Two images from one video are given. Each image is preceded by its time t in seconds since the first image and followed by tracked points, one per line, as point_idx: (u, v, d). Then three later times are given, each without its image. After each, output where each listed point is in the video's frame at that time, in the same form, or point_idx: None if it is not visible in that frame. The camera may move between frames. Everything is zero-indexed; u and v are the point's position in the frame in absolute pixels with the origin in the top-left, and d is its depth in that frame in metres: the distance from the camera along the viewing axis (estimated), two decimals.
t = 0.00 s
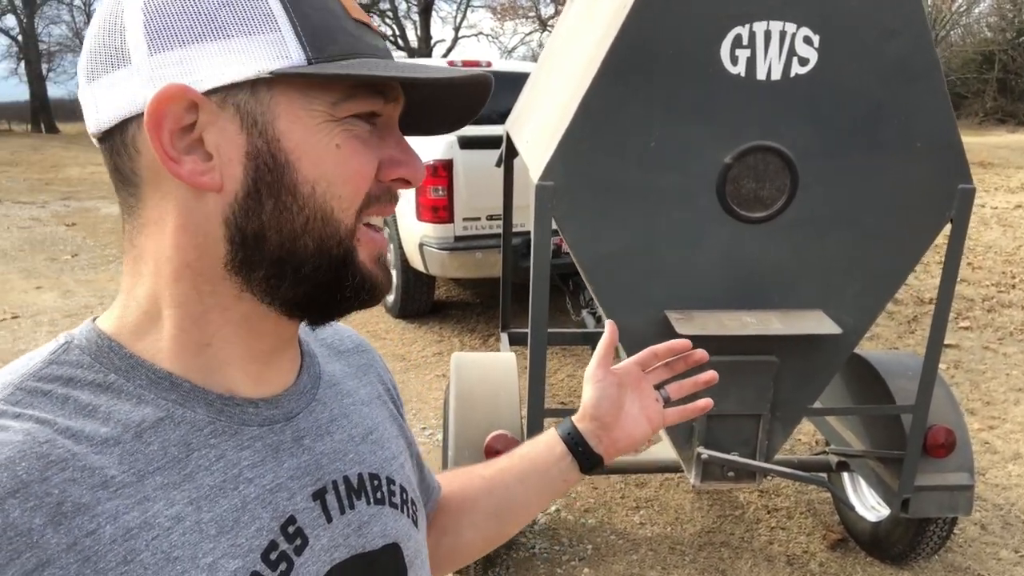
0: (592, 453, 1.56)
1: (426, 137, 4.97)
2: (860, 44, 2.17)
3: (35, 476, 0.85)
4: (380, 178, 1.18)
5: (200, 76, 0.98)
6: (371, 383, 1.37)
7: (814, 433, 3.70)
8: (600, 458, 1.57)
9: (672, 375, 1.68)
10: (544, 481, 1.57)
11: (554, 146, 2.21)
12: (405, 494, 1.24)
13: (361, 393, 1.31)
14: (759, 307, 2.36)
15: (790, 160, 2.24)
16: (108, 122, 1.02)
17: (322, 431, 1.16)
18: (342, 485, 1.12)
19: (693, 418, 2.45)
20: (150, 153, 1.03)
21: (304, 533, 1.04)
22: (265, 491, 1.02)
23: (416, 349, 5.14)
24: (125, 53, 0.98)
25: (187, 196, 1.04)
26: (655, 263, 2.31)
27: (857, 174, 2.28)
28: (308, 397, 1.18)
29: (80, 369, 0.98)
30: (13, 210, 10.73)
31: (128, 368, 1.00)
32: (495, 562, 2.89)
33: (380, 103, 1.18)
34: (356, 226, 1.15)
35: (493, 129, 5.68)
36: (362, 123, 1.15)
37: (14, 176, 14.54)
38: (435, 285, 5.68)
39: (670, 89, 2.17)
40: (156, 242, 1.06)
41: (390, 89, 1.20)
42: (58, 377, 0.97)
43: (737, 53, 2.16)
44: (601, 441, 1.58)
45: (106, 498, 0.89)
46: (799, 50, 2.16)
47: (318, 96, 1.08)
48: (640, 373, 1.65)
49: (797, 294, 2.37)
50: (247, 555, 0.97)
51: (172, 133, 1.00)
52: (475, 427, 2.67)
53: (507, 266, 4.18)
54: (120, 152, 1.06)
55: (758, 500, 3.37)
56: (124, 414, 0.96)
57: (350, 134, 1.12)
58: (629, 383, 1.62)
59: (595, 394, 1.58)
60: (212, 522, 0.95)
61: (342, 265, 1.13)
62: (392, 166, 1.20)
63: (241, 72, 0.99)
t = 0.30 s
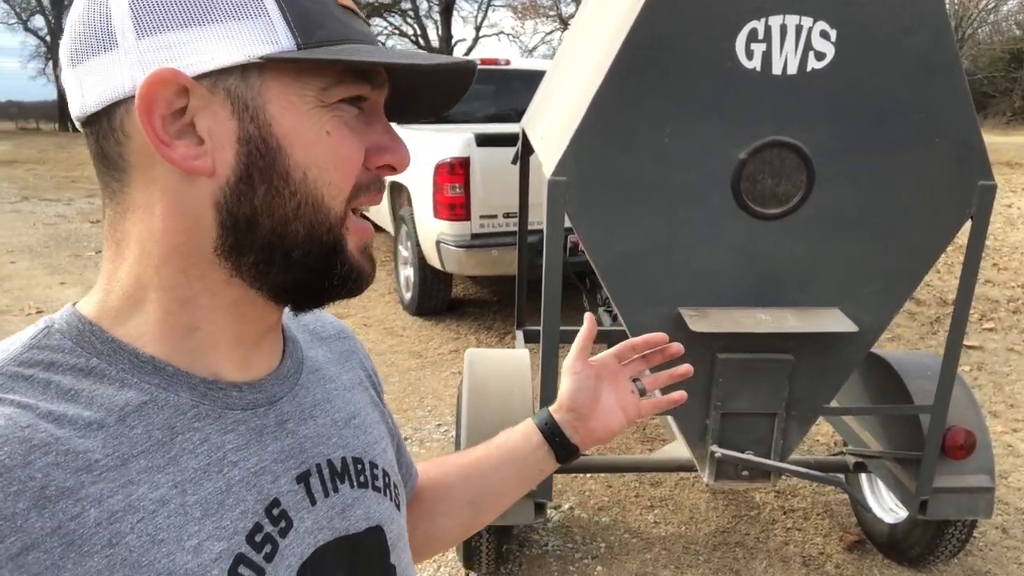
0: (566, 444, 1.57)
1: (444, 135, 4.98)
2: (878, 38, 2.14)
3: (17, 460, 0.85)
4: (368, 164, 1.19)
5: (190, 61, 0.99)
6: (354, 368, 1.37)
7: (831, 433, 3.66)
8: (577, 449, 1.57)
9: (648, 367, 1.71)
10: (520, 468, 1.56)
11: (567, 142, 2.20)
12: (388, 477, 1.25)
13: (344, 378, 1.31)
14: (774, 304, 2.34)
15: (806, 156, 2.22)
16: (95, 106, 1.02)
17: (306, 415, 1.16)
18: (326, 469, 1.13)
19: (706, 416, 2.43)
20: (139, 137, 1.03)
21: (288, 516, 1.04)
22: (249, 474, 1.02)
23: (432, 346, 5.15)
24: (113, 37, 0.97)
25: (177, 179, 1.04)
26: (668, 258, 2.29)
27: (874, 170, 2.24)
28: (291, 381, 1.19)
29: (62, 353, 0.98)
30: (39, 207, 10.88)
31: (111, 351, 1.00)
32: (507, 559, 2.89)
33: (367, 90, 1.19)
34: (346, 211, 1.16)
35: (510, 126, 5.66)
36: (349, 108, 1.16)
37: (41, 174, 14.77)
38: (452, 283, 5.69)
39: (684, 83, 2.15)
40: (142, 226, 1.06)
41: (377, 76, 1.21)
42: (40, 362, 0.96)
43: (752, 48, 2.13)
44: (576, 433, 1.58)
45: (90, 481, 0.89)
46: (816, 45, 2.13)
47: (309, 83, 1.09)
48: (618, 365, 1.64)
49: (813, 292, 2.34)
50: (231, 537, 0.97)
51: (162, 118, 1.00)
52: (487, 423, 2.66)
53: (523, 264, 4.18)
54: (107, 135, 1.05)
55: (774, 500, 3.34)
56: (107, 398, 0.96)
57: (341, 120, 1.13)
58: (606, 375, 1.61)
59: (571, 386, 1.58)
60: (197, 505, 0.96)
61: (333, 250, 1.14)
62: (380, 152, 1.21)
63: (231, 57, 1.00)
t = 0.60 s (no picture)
0: (588, 446, 1.55)
1: (465, 133, 4.99)
2: (908, 35, 2.11)
3: (38, 447, 0.86)
4: (360, 157, 1.15)
5: (161, 60, 0.98)
6: (376, 361, 1.38)
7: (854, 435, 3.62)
8: (599, 453, 1.55)
9: (677, 372, 1.71)
10: (542, 469, 1.55)
11: (590, 139, 2.19)
12: (406, 471, 1.25)
13: (365, 370, 1.32)
14: (798, 304, 2.31)
15: (832, 154, 2.19)
16: (96, 110, 1.06)
17: (325, 406, 1.17)
18: (344, 461, 1.13)
19: (727, 416, 2.41)
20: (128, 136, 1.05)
21: (305, 507, 1.05)
22: (267, 465, 1.03)
23: (452, 344, 5.16)
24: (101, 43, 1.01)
25: (166, 179, 1.06)
26: (691, 257, 2.28)
27: (901, 169, 2.21)
28: (311, 373, 1.19)
29: (83, 341, 0.99)
30: (65, 202, 11.02)
31: (132, 340, 1.01)
32: (525, 557, 2.89)
33: (359, 76, 1.14)
34: (334, 208, 1.13)
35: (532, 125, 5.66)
36: (338, 97, 1.12)
37: (68, 171, 14.98)
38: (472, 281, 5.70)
39: (708, 81, 2.14)
40: (148, 221, 1.09)
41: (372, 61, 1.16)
42: (62, 351, 0.97)
43: (779, 45, 2.11)
44: (600, 435, 1.56)
45: (108, 470, 0.90)
46: (843, 42, 2.11)
47: (285, 75, 1.05)
48: (645, 369, 1.65)
49: (837, 292, 2.31)
50: (247, 528, 0.98)
51: (140, 121, 1.02)
52: (506, 421, 2.66)
53: (544, 262, 4.17)
54: (114, 133, 1.09)
55: (795, 503, 3.31)
56: (127, 388, 0.97)
57: (325, 113, 1.09)
58: (633, 379, 1.61)
59: (597, 386, 1.58)
60: (213, 495, 0.96)
61: (320, 250, 1.12)
62: (374, 144, 1.16)
63: (195, 57, 0.98)
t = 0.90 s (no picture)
0: (646, 463, 1.53)
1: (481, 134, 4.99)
2: (933, 36, 2.10)
3: (88, 446, 0.88)
4: (362, 151, 1.10)
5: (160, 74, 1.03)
6: (426, 366, 1.37)
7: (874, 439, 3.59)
8: (656, 470, 1.54)
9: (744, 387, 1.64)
10: (598, 486, 1.54)
11: (611, 141, 2.19)
12: (454, 476, 1.25)
13: (414, 374, 1.31)
14: (821, 306, 2.30)
15: (857, 155, 2.17)
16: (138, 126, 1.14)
17: (372, 410, 1.17)
18: (390, 465, 1.13)
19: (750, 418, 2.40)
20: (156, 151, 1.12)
21: (350, 511, 1.05)
22: (312, 468, 1.03)
23: (468, 344, 5.16)
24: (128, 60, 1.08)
25: (188, 190, 1.10)
26: (714, 259, 2.27)
27: (927, 170, 2.20)
28: (359, 376, 1.19)
29: (133, 343, 1.02)
30: (83, 202, 11.13)
31: (178, 343, 1.03)
32: (545, 558, 2.88)
33: (351, 68, 1.10)
34: (339, 207, 1.08)
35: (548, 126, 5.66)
36: (331, 93, 1.09)
37: (85, 171, 15.13)
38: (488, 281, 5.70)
39: (731, 82, 2.13)
40: (185, 231, 1.13)
41: (363, 51, 1.11)
42: (114, 351, 1.00)
43: (803, 46, 2.10)
44: (659, 452, 1.54)
45: (155, 471, 0.91)
46: (867, 42, 2.09)
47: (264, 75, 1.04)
48: (711, 384, 1.60)
49: (862, 294, 2.29)
50: (292, 531, 0.98)
51: (154, 133, 1.07)
52: (527, 422, 2.66)
53: (561, 263, 4.17)
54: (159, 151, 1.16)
55: (816, 506, 3.29)
56: (174, 390, 0.99)
57: (313, 109, 1.06)
58: (697, 394, 1.58)
59: (658, 401, 1.54)
60: (258, 498, 0.97)
61: (327, 251, 1.08)
62: (376, 136, 1.11)
63: (178, 71, 1.02)
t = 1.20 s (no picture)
0: (697, 415, 1.61)
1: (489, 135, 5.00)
2: (946, 40, 2.09)
3: (124, 454, 0.91)
4: (275, 165, 1.10)
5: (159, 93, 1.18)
6: (459, 376, 1.38)
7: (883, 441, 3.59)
8: (709, 421, 1.61)
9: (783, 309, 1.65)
10: (651, 447, 1.62)
11: (623, 145, 2.19)
12: (484, 488, 1.25)
13: (446, 385, 1.32)
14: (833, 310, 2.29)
15: (870, 159, 2.17)
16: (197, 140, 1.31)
17: (402, 422, 1.18)
18: (420, 477, 1.14)
19: (761, 421, 2.40)
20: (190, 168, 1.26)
21: (379, 524, 1.05)
22: (342, 480, 1.04)
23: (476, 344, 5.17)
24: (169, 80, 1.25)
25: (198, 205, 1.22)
26: (726, 262, 2.27)
27: (940, 174, 2.19)
28: (389, 388, 1.21)
29: (169, 354, 1.05)
30: (90, 202, 11.17)
31: (212, 353, 1.06)
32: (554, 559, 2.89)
33: (263, 79, 1.11)
34: (260, 225, 1.09)
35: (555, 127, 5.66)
36: (247, 104, 1.11)
37: (92, 170, 15.18)
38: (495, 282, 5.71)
39: (744, 86, 2.13)
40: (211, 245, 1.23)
41: (270, 60, 1.11)
42: (150, 360, 1.04)
43: (816, 50, 2.10)
44: (707, 404, 1.61)
45: (187, 480, 0.93)
46: (881, 47, 2.09)
47: (192, 96, 1.13)
48: (743, 319, 1.63)
49: (874, 297, 2.29)
50: (321, 543, 0.99)
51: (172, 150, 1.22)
52: (537, 423, 2.67)
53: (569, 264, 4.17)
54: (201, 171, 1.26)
55: (825, 508, 3.29)
56: (207, 400, 1.01)
57: (223, 122, 1.10)
58: (729, 335, 1.62)
59: (691, 358, 1.60)
60: (288, 509, 0.98)
61: (251, 270, 1.09)
62: (285, 150, 1.10)
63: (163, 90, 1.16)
